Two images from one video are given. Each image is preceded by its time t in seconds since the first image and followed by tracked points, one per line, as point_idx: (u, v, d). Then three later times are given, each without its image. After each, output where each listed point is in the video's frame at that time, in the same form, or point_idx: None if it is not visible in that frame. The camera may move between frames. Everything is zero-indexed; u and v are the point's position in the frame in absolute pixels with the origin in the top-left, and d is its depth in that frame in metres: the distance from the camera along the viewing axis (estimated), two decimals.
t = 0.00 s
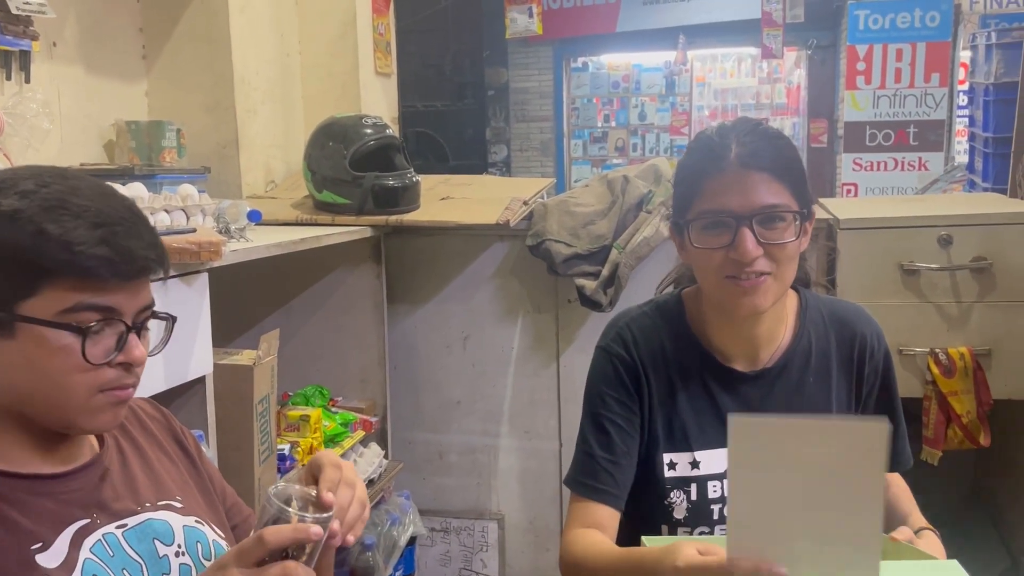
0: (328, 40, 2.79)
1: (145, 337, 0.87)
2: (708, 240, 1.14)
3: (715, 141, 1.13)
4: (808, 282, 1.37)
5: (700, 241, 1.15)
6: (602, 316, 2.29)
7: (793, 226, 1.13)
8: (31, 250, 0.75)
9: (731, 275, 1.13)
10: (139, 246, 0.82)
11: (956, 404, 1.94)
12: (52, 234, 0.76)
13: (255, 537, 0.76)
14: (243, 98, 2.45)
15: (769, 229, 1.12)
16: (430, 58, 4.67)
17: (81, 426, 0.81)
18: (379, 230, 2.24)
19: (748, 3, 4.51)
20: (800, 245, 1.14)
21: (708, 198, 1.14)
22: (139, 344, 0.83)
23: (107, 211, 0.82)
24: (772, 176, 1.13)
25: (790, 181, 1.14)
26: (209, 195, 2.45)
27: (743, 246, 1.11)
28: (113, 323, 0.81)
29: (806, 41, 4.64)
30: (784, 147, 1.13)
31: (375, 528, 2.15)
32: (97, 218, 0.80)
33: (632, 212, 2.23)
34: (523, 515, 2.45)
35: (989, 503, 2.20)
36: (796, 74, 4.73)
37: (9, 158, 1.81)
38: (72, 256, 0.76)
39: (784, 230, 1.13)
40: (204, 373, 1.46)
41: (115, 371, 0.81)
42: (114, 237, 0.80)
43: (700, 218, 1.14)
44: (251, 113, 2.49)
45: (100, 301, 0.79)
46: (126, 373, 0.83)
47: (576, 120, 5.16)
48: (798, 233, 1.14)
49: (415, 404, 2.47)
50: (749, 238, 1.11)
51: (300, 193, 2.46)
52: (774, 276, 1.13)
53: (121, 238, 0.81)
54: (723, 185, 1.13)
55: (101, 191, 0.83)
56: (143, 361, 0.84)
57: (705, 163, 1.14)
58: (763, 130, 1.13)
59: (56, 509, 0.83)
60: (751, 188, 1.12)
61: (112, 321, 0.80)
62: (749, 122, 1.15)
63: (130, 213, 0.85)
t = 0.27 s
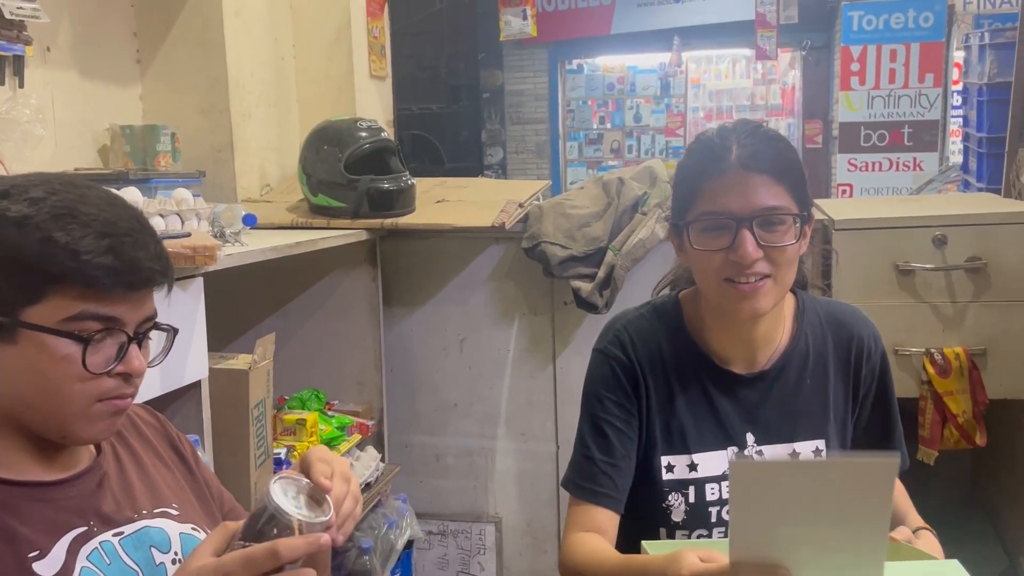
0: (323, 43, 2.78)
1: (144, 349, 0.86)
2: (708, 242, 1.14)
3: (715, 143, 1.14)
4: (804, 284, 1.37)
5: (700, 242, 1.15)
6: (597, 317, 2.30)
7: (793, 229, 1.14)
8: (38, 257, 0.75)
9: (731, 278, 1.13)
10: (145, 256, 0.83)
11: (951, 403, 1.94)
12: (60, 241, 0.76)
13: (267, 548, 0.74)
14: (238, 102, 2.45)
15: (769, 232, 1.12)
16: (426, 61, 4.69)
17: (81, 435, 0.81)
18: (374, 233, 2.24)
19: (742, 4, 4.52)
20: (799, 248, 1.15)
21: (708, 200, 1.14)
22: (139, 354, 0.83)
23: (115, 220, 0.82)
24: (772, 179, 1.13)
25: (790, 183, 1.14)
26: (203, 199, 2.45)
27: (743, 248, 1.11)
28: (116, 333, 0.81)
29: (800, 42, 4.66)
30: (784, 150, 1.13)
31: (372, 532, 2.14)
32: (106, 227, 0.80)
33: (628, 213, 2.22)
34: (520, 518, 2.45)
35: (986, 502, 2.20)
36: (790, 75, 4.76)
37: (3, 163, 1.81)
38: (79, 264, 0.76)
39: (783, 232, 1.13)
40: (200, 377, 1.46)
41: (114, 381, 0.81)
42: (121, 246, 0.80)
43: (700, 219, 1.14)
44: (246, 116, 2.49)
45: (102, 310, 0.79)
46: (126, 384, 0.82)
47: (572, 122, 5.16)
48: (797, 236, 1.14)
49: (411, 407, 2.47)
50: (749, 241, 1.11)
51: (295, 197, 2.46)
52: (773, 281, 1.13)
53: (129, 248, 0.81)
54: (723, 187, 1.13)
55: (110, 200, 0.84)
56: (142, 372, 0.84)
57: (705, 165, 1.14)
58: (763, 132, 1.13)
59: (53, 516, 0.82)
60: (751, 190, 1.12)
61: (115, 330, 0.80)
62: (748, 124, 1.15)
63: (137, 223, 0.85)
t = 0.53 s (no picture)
0: (314, 50, 2.78)
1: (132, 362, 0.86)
2: (698, 249, 1.14)
3: (706, 150, 1.14)
4: (793, 290, 1.37)
5: (691, 250, 1.15)
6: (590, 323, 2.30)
7: (782, 237, 1.14)
8: (25, 271, 0.75)
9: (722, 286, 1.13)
10: (134, 270, 0.83)
11: (942, 405, 1.95)
12: (47, 256, 0.76)
13: (258, 561, 0.74)
14: (230, 110, 2.45)
15: (758, 239, 1.13)
16: (419, 66, 4.67)
17: (69, 449, 0.81)
18: (366, 239, 2.24)
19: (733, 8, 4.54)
20: (788, 257, 1.15)
21: (698, 207, 1.14)
22: (126, 368, 0.83)
23: (104, 234, 0.82)
24: (762, 187, 1.13)
25: (779, 191, 1.15)
26: (195, 207, 2.44)
27: (732, 255, 1.12)
28: (103, 347, 0.80)
29: (792, 45, 4.68)
30: (774, 158, 1.14)
31: (366, 539, 2.14)
32: (95, 241, 0.81)
33: (619, 219, 2.23)
34: (515, 523, 2.45)
35: (979, 504, 2.21)
36: (782, 78, 4.77)
37: None
38: (65, 278, 0.76)
39: (773, 241, 1.13)
40: (192, 387, 1.46)
41: (101, 395, 0.80)
42: (109, 260, 0.80)
43: (690, 226, 1.15)
44: (238, 124, 2.49)
45: (89, 325, 0.79)
46: (113, 397, 0.82)
47: (565, 126, 5.17)
48: (787, 243, 1.14)
49: (405, 413, 2.47)
50: (738, 248, 1.12)
51: (287, 204, 2.46)
52: (762, 289, 1.14)
53: (118, 262, 0.81)
54: (713, 194, 1.13)
55: (100, 214, 0.84)
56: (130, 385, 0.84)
57: (695, 172, 1.15)
58: (754, 140, 1.14)
59: (42, 531, 0.82)
60: (741, 198, 1.13)
61: (101, 344, 0.80)
62: (739, 132, 1.16)
63: (127, 236, 0.85)
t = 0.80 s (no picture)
0: (310, 55, 2.79)
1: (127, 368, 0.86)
2: (693, 253, 1.14)
3: (700, 154, 1.15)
4: (790, 292, 1.37)
5: (685, 254, 1.15)
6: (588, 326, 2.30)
7: (776, 241, 1.14)
8: (11, 280, 0.75)
9: (716, 289, 1.13)
10: (122, 277, 0.82)
11: (941, 405, 1.95)
12: (34, 264, 0.76)
13: (258, 565, 0.75)
14: (226, 117, 2.45)
15: (752, 243, 1.13)
16: (416, 71, 4.76)
17: (65, 458, 0.81)
18: (364, 245, 2.24)
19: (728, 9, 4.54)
20: (782, 260, 1.15)
21: (692, 211, 1.14)
22: (119, 375, 0.82)
23: (91, 241, 0.82)
24: (755, 190, 1.14)
25: (773, 195, 1.15)
26: (192, 214, 2.44)
27: (726, 258, 1.12)
28: (96, 355, 0.80)
29: (787, 46, 4.64)
30: (767, 162, 1.14)
31: (366, 545, 2.13)
32: (81, 248, 0.80)
33: (616, 222, 2.24)
34: (514, 527, 2.45)
35: (978, 503, 2.21)
36: (779, 79, 4.75)
37: None
38: (52, 286, 0.76)
39: (766, 244, 1.14)
40: (190, 395, 1.46)
41: (96, 403, 0.80)
42: (96, 267, 0.80)
43: (685, 230, 1.15)
44: (234, 131, 2.49)
45: (80, 333, 0.79)
46: (107, 405, 0.82)
47: (561, 129, 5.15)
48: (780, 247, 1.15)
49: (403, 418, 2.47)
50: (732, 252, 1.12)
51: (285, 210, 2.46)
52: (755, 292, 1.14)
53: (106, 269, 0.81)
54: (707, 197, 1.13)
55: (87, 222, 0.84)
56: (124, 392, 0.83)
57: (689, 175, 1.15)
58: (747, 144, 1.14)
59: (40, 541, 0.82)
60: (735, 202, 1.13)
61: (93, 351, 0.80)
62: (732, 136, 1.16)
63: (115, 243, 0.85)
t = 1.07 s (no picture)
0: (307, 61, 2.79)
1: (123, 377, 0.86)
2: (688, 257, 1.15)
3: (694, 159, 1.15)
4: (786, 295, 1.37)
5: (680, 258, 1.15)
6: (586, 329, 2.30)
7: (770, 245, 1.14)
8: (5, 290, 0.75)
9: (711, 293, 1.13)
10: (115, 285, 0.83)
11: (939, 405, 1.96)
12: (27, 274, 0.76)
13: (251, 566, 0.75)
14: (223, 124, 2.46)
15: (746, 246, 1.13)
16: (413, 75, 4.77)
17: (62, 469, 0.81)
18: (361, 250, 2.24)
19: (724, 11, 4.56)
20: (776, 263, 1.15)
21: (686, 215, 1.14)
22: (115, 383, 0.83)
23: (84, 250, 0.82)
24: (749, 194, 1.14)
25: (766, 199, 1.15)
26: (190, 221, 2.45)
27: (720, 262, 1.12)
28: (90, 364, 0.81)
29: (783, 47, 4.66)
30: (760, 166, 1.15)
31: (366, 550, 2.13)
32: (74, 257, 0.81)
33: (613, 225, 2.24)
34: (514, 531, 2.45)
35: (977, 503, 2.21)
36: (776, 80, 4.76)
37: None
38: (46, 296, 0.76)
39: (760, 248, 1.14)
40: (188, 403, 1.46)
41: (92, 413, 0.81)
42: (89, 276, 0.80)
43: (679, 234, 1.15)
44: (231, 137, 2.50)
45: (75, 342, 0.79)
46: (103, 414, 0.82)
47: (560, 132, 5.15)
48: (774, 250, 1.15)
49: (402, 423, 2.47)
50: (727, 255, 1.12)
51: (282, 216, 2.47)
52: (749, 295, 1.14)
53: (98, 277, 0.81)
54: (701, 202, 1.14)
55: (79, 230, 0.84)
56: (120, 400, 0.84)
57: (683, 180, 1.15)
58: (741, 148, 1.14)
59: (36, 552, 0.83)
60: (729, 206, 1.13)
61: (88, 360, 0.80)
62: (726, 141, 1.16)
63: (106, 251, 0.85)
